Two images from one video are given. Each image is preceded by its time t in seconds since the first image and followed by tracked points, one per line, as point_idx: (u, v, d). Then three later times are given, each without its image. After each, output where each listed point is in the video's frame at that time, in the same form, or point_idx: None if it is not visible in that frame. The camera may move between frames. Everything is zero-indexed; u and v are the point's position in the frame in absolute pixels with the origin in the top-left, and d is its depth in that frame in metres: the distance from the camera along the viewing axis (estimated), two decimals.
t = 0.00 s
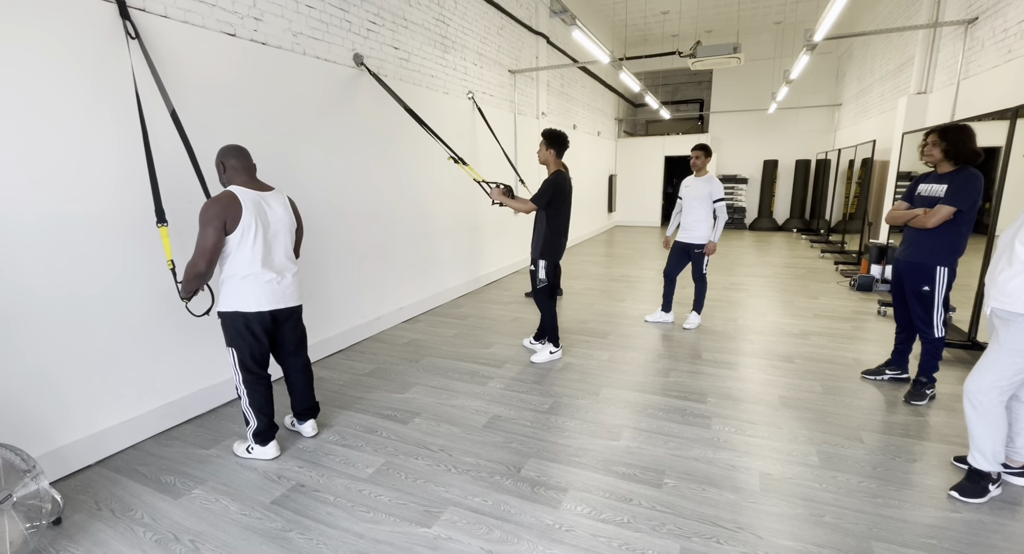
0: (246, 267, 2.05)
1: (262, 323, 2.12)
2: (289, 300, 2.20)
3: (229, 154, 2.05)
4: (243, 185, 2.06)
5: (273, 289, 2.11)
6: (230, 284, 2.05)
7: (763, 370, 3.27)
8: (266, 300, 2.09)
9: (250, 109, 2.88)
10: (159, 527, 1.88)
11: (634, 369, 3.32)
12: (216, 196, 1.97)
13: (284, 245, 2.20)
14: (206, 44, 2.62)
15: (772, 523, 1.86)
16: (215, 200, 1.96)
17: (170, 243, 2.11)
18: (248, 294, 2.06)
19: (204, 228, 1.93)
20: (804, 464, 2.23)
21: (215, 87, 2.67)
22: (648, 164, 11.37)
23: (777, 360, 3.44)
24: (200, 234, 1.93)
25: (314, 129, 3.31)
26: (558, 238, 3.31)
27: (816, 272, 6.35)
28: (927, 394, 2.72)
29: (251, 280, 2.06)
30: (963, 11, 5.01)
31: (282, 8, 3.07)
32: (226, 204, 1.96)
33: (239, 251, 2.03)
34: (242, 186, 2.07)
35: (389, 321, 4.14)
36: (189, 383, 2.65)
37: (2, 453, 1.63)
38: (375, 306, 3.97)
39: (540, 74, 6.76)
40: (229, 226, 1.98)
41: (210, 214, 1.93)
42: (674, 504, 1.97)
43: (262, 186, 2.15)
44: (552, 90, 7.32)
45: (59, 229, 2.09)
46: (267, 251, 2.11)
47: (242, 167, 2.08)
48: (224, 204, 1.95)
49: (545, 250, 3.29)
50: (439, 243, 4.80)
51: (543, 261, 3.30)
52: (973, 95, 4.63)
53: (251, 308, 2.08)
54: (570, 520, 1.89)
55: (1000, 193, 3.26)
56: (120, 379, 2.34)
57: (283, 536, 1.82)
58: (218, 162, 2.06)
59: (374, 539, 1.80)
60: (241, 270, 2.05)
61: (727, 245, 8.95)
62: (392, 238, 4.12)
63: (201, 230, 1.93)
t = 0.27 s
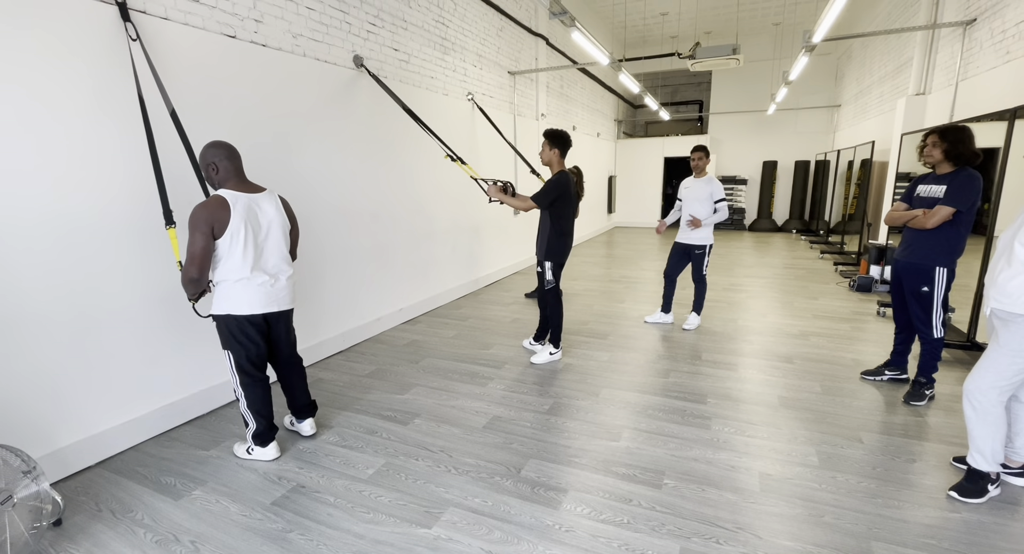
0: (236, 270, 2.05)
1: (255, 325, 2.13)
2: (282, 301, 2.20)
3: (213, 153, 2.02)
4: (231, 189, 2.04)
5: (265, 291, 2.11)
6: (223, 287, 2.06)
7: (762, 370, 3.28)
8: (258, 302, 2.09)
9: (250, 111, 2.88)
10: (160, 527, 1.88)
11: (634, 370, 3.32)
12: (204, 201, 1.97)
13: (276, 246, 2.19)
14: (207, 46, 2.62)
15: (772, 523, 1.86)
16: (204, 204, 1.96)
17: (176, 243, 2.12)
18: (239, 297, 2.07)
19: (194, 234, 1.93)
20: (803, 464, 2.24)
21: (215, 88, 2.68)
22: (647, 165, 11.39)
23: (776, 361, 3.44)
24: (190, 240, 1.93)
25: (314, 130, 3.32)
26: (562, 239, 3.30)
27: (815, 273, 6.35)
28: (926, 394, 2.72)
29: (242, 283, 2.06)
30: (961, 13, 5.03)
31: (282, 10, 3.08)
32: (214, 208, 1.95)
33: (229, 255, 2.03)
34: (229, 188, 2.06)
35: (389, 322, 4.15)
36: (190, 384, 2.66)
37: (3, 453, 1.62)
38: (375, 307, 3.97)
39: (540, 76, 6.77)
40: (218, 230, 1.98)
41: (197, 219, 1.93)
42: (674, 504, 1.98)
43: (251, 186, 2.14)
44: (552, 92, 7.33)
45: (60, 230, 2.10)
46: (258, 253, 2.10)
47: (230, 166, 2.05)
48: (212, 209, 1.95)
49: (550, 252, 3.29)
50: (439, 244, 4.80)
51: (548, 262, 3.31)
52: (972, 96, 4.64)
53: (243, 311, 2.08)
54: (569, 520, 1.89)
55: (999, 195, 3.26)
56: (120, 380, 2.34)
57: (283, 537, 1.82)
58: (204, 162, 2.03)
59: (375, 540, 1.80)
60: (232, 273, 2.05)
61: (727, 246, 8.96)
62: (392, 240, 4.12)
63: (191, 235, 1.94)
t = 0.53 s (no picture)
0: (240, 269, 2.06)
1: (257, 325, 2.13)
2: (285, 302, 2.20)
3: (228, 152, 2.03)
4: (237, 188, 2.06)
5: (268, 291, 2.13)
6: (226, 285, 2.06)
7: (761, 371, 3.28)
8: (260, 302, 2.10)
9: (249, 113, 2.89)
10: (159, 529, 1.88)
11: (634, 371, 3.32)
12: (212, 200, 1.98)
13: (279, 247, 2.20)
14: (206, 45, 2.63)
15: (771, 524, 1.87)
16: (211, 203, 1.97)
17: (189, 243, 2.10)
18: (243, 296, 2.07)
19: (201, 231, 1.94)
20: (802, 465, 2.24)
21: (217, 90, 2.69)
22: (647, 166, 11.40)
23: (776, 362, 3.44)
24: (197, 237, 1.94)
25: (314, 132, 3.32)
26: (561, 240, 3.30)
27: (815, 274, 6.36)
28: (925, 395, 2.72)
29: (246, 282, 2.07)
30: (960, 14, 5.04)
31: (283, 13, 3.09)
32: (222, 206, 1.97)
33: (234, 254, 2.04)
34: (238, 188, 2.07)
35: (389, 323, 4.15)
36: (190, 386, 2.66)
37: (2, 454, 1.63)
38: (374, 308, 3.97)
39: (539, 77, 6.79)
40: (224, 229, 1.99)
41: (205, 216, 1.94)
42: (673, 505, 1.98)
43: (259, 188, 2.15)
44: (551, 93, 7.34)
45: (61, 232, 2.11)
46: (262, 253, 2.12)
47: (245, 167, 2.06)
48: (219, 207, 1.96)
49: (547, 253, 3.30)
50: (439, 245, 4.81)
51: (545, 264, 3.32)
52: (970, 97, 4.65)
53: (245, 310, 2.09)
54: (569, 521, 1.90)
55: (997, 195, 3.27)
56: (120, 381, 2.34)
57: (283, 538, 1.82)
58: (224, 160, 2.04)
59: (374, 540, 1.81)
60: (236, 272, 2.06)
61: (726, 247, 8.97)
62: (391, 241, 4.12)
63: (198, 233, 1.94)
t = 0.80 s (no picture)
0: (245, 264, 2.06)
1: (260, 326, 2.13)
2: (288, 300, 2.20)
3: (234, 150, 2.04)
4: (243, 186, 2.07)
5: (273, 290, 2.13)
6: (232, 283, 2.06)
7: (761, 372, 3.28)
8: (265, 300, 2.10)
9: (249, 114, 2.89)
10: (159, 530, 1.88)
11: (634, 372, 3.32)
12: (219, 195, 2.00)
13: (283, 245, 2.22)
14: (206, 46, 2.63)
15: (771, 524, 1.86)
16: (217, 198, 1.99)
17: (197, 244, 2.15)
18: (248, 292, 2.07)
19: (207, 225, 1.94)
20: (802, 465, 2.24)
21: (216, 90, 2.69)
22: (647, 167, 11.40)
23: (776, 362, 3.44)
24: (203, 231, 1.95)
25: (314, 133, 3.32)
26: (547, 241, 3.30)
27: (815, 275, 6.35)
28: (926, 395, 2.72)
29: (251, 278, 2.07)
30: (959, 15, 5.05)
31: (282, 14, 3.09)
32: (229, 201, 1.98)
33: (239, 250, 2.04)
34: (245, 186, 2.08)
35: (389, 324, 4.15)
36: (189, 386, 2.66)
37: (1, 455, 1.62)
38: (374, 309, 3.97)
39: (539, 78, 6.79)
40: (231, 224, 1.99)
41: (212, 213, 1.95)
42: (673, 505, 1.98)
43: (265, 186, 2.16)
44: (551, 94, 7.35)
45: (60, 233, 2.10)
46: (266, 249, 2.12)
47: (249, 166, 2.06)
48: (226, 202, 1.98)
49: (531, 253, 3.30)
50: (439, 246, 4.81)
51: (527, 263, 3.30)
52: (970, 98, 4.65)
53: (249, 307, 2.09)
54: (569, 521, 1.89)
55: (997, 195, 3.27)
56: (120, 382, 2.34)
57: (283, 539, 1.82)
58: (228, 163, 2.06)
59: (374, 541, 1.80)
60: (241, 269, 2.06)
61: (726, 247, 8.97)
62: (391, 242, 4.12)
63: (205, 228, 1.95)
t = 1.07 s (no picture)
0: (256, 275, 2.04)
1: (264, 335, 2.11)
2: (299, 309, 2.19)
3: (241, 160, 2.04)
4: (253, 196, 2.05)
5: (283, 298, 2.11)
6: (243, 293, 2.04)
7: (762, 372, 3.28)
8: (276, 309, 2.09)
9: (249, 115, 2.89)
10: (159, 530, 1.88)
11: (635, 373, 3.31)
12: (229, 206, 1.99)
13: (295, 253, 2.19)
14: (207, 47, 2.63)
15: (772, 525, 1.86)
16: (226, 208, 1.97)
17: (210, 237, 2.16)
18: (260, 302, 2.06)
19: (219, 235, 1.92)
20: (804, 466, 2.23)
21: (217, 91, 2.70)
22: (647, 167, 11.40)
23: (776, 363, 3.44)
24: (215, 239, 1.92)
25: (315, 134, 3.33)
26: (521, 246, 3.39)
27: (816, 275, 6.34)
28: (927, 396, 2.71)
29: (262, 289, 2.05)
30: (960, 15, 5.04)
31: (283, 15, 3.09)
32: (242, 211, 1.97)
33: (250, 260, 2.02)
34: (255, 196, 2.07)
35: (389, 324, 4.15)
36: (189, 387, 2.66)
37: None
38: (374, 309, 3.97)
39: (540, 78, 6.79)
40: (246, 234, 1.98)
41: (224, 222, 1.92)
42: (674, 506, 1.98)
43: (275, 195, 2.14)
44: (551, 94, 7.35)
45: (61, 233, 2.11)
46: (282, 259, 2.10)
47: (253, 174, 2.05)
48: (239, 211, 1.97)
49: (507, 257, 3.36)
50: (440, 246, 4.81)
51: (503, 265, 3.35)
52: (971, 98, 4.65)
53: (260, 318, 2.07)
54: (570, 522, 1.89)
55: (999, 195, 3.27)
56: (120, 383, 2.34)
57: (284, 540, 1.82)
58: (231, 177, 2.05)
59: (374, 542, 1.80)
60: (253, 279, 2.04)
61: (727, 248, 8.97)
62: (392, 242, 4.12)
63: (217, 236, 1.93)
